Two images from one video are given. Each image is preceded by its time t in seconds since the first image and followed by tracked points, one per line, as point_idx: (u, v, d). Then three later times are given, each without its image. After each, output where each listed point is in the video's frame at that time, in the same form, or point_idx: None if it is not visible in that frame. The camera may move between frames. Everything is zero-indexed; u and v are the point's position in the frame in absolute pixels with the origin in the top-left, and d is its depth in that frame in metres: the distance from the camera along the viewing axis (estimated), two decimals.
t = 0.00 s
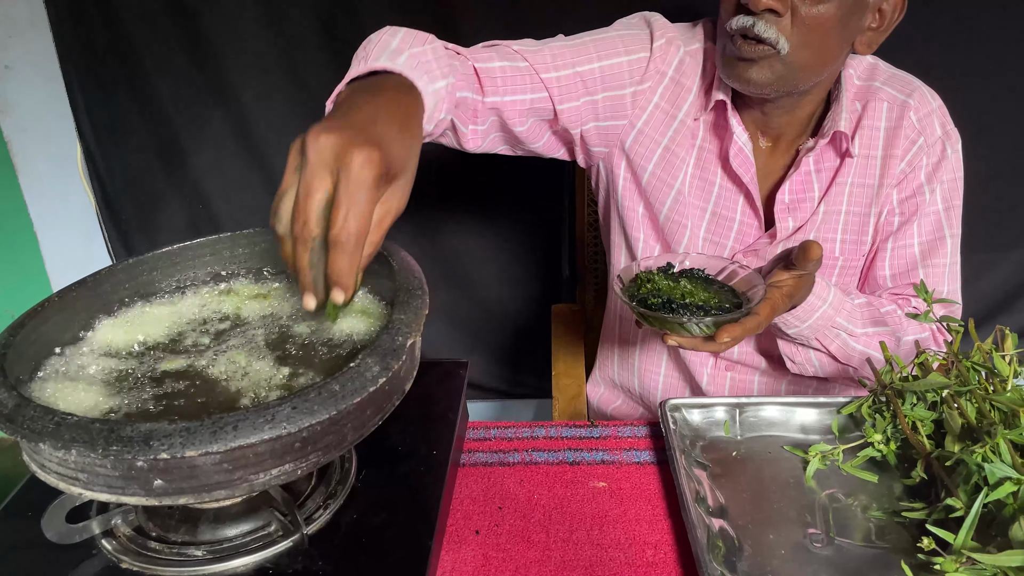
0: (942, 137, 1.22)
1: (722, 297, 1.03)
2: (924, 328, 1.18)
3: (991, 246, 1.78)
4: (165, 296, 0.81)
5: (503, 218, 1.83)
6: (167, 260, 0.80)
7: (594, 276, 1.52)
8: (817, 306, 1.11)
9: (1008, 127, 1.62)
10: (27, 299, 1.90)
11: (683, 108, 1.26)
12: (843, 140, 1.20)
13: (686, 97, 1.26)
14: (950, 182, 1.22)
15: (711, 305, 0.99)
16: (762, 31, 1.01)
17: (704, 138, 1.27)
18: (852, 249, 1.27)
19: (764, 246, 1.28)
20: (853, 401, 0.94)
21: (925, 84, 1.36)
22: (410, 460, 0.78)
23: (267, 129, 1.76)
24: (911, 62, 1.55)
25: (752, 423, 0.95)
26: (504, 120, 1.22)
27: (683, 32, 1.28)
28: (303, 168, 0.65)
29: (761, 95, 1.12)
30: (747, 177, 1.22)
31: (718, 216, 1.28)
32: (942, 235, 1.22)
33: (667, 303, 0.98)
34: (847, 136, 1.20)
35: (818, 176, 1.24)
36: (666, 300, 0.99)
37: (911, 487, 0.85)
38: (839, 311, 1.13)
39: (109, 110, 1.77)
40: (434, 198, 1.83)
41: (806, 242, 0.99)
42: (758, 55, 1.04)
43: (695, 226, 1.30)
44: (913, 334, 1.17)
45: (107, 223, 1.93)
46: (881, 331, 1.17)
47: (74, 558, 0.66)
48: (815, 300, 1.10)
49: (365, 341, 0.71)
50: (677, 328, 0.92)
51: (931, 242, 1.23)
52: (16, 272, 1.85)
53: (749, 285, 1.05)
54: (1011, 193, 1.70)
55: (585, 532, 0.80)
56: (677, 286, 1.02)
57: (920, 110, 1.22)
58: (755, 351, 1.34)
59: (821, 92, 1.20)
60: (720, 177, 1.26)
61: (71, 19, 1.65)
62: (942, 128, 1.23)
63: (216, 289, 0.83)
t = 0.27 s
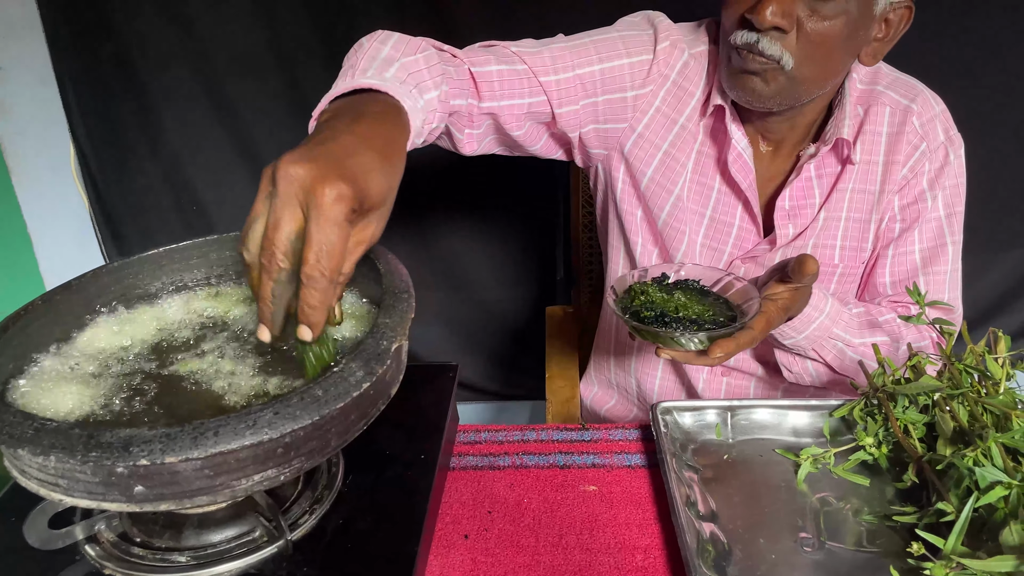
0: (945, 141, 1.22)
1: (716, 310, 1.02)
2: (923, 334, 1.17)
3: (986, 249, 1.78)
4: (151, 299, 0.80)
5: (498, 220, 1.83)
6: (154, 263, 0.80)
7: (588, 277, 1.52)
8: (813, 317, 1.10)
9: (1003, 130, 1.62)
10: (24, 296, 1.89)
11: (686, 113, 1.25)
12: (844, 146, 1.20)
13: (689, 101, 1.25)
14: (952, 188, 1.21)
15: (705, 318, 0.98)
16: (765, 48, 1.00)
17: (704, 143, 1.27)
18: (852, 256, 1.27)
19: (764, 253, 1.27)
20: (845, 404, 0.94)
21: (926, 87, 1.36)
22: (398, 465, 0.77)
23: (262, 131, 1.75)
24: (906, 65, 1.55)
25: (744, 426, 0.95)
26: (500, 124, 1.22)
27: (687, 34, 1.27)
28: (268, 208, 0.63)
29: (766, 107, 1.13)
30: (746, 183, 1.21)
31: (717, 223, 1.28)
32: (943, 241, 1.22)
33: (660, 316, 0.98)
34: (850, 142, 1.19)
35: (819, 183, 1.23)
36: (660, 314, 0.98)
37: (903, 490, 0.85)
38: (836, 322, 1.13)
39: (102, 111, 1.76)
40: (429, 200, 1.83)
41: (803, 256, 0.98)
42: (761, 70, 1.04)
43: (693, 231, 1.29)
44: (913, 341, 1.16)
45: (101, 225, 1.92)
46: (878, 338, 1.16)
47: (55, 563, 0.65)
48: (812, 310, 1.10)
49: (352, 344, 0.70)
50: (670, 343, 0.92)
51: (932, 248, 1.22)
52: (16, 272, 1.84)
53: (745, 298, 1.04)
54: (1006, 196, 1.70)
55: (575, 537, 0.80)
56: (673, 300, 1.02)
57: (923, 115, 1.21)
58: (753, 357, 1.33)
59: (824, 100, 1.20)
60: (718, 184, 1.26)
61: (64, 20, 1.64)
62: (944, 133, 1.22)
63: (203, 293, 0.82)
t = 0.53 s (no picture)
0: (943, 146, 1.22)
1: (715, 322, 1.02)
2: (919, 339, 1.16)
3: (981, 253, 1.79)
4: (147, 304, 0.81)
5: (495, 223, 1.84)
6: (150, 268, 0.80)
7: (586, 281, 1.52)
8: (810, 325, 1.10)
9: (998, 134, 1.63)
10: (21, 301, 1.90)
11: (675, 116, 1.25)
12: (842, 156, 1.21)
13: (678, 104, 1.26)
14: (949, 193, 1.22)
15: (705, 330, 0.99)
16: (785, 96, 1.02)
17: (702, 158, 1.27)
18: (849, 260, 1.28)
19: (762, 257, 1.28)
20: (840, 408, 0.94)
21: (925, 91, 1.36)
22: (393, 470, 0.77)
23: (259, 134, 1.76)
24: (901, 69, 1.56)
25: (739, 431, 0.95)
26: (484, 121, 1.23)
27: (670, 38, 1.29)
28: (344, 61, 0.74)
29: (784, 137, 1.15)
30: (751, 185, 1.22)
31: (716, 226, 1.28)
32: (939, 248, 1.21)
33: (659, 328, 0.97)
34: (846, 153, 1.20)
35: (817, 187, 1.24)
36: (659, 325, 0.98)
37: (897, 494, 0.85)
38: (833, 329, 1.13)
39: (99, 114, 1.77)
40: (427, 203, 1.83)
41: (801, 269, 0.99)
42: (781, 113, 1.06)
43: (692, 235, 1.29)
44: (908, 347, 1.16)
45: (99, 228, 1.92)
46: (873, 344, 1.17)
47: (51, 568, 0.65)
48: (809, 319, 1.10)
49: (346, 349, 0.71)
50: (670, 356, 0.92)
51: (928, 254, 1.22)
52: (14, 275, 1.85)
53: (743, 309, 1.05)
54: (1001, 199, 1.71)
55: (570, 542, 0.80)
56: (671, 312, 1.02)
57: (921, 120, 1.21)
58: (752, 363, 1.34)
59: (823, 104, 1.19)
60: (717, 184, 1.26)
61: (60, 24, 1.64)
62: (942, 139, 1.23)
63: (199, 297, 0.82)
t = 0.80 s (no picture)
0: (943, 150, 1.23)
1: (716, 319, 1.03)
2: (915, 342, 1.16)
3: (980, 256, 1.79)
4: (148, 303, 0.81)
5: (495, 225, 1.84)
6: (152, 268, 0.80)
7: (585, 284, 1.53)
8: (809, 325, 1.11)
9: (996, 137, 1.63)
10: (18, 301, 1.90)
11: (665, 132, 1.30)
12: (841, 155, 1.22)
13: (666, 121, 1.31)
14: (950, 196, 1.23)
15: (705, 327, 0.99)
16: (787, 93, 1.02)
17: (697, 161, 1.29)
18: (849, 259, 1.27)
19: (761, 258, 1.27)
20: (839, 410, 0.94)
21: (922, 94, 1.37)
22: (394, 469, 0.78)
23: (259, 136, 1.76)
24: (899, 72, 1.56)
25: (738, 431, 0.95)
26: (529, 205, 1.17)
27: (651, 62, 1.33)
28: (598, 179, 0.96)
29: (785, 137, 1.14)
30: (746, 191, 1.22)
31: (713, 231, 1.29)
32: (939, 249, 1.22)
33: (661, 325, 0.98)
34: (846, 152, 1.21)
35: (816, 186, 1.24)
36: (661, 322, 0.99)
37: (895, 496, 0.85)
38: (831, 329, 1.14)
39: (99, 115, 1.77)
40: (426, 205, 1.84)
41: (802, 267, 1.00)
42: (782, 111, 1.05)
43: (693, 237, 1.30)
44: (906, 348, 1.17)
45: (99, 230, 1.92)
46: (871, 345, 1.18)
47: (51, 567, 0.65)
48: (808, 319, 1.11)
49: (347, 347, 0.71)
50: (670, 352, 0.92)
51: (928, 256, 1.22)
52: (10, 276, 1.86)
53: (744, 307, 1.05)
54: (999, 203, 1.71)
55: (569, 542, 0.80)
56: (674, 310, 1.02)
57: (921, 122, 1.23)
58: (752, 371, 1.34)
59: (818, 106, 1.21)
60: (714, 192, 1.27)
61: (61, 25, 1.65)
62: (943, 142, 1.24)
63: (200, 297, 0.83)
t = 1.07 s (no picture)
0: (935, 150, 1.24)
1: (716, 317, 1.03)
2: (908, 340, 1.18)
3: (977, 261, 1.79)
4: (147, 306, 0.81)
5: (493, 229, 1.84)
6: (150, 271, 0.80)
7: (583, 290, 1.51)
8: (806, 323, 1.11)
9: (993, 143, 1.64)
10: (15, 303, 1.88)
11: (661, 132, 1.30)
12: (834, 153, 1.22)
13: (662, 121, 1.31)
14: (941, 195, 1.23)
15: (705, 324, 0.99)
16: (788, 94, 1.02)
17: (693, 159, 1.30)
18: (843, 257, 1.26)
19: (757, 256, 1.27)
20: (837, 416, 0.94)
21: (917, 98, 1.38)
22: (391, 474, 0.77)
23: (258, 139, 1.77)
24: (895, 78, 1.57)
25: (736, 437, 0.95)
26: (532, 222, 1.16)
27: (652, 63, 1.34)
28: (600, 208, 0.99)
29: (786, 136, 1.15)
30: (743, 187, 1.23)
31: (711, 230, 1.30)
32: (930, 248, 1.23)
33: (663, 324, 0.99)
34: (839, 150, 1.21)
35: (810, 184, 1.24)
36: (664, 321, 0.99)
37: (894, 502, 0.85)
38: (828, 326, 1.14)
39: (98, 119, 1.77)
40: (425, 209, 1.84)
41: (800, 264, 0.98)
42: (782, 111, 1.06)
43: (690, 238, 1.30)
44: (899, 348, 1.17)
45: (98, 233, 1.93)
46: (867, 345, 1.17)
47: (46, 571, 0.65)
48: (805, 317, 1.11)
49: (344, 351, 0.71)
50: (673, 349, 0.91)
51: (920, 254, 1.23)
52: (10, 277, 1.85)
53: (743, 306, 1.04)
54: (996, 208, 1.72)
55: (567, 547, 0.80)
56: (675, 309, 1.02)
57: (913, 123, 1.23)
58: (749, 368, 1.34)
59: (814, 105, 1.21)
60: (711, 190, 1.28)
61: (61, 29, 1.66)
62: (933, 143, 1.24)
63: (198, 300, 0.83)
